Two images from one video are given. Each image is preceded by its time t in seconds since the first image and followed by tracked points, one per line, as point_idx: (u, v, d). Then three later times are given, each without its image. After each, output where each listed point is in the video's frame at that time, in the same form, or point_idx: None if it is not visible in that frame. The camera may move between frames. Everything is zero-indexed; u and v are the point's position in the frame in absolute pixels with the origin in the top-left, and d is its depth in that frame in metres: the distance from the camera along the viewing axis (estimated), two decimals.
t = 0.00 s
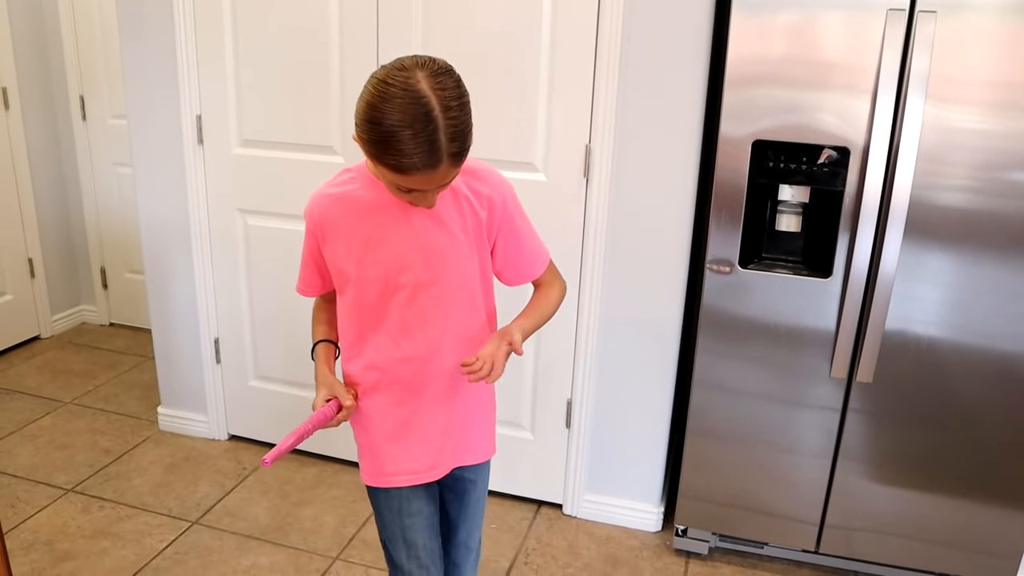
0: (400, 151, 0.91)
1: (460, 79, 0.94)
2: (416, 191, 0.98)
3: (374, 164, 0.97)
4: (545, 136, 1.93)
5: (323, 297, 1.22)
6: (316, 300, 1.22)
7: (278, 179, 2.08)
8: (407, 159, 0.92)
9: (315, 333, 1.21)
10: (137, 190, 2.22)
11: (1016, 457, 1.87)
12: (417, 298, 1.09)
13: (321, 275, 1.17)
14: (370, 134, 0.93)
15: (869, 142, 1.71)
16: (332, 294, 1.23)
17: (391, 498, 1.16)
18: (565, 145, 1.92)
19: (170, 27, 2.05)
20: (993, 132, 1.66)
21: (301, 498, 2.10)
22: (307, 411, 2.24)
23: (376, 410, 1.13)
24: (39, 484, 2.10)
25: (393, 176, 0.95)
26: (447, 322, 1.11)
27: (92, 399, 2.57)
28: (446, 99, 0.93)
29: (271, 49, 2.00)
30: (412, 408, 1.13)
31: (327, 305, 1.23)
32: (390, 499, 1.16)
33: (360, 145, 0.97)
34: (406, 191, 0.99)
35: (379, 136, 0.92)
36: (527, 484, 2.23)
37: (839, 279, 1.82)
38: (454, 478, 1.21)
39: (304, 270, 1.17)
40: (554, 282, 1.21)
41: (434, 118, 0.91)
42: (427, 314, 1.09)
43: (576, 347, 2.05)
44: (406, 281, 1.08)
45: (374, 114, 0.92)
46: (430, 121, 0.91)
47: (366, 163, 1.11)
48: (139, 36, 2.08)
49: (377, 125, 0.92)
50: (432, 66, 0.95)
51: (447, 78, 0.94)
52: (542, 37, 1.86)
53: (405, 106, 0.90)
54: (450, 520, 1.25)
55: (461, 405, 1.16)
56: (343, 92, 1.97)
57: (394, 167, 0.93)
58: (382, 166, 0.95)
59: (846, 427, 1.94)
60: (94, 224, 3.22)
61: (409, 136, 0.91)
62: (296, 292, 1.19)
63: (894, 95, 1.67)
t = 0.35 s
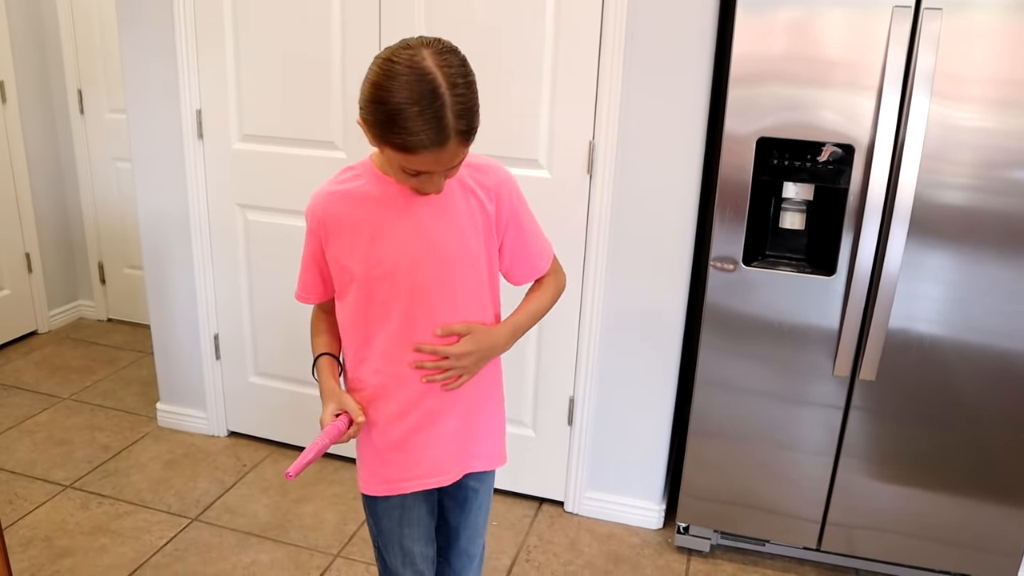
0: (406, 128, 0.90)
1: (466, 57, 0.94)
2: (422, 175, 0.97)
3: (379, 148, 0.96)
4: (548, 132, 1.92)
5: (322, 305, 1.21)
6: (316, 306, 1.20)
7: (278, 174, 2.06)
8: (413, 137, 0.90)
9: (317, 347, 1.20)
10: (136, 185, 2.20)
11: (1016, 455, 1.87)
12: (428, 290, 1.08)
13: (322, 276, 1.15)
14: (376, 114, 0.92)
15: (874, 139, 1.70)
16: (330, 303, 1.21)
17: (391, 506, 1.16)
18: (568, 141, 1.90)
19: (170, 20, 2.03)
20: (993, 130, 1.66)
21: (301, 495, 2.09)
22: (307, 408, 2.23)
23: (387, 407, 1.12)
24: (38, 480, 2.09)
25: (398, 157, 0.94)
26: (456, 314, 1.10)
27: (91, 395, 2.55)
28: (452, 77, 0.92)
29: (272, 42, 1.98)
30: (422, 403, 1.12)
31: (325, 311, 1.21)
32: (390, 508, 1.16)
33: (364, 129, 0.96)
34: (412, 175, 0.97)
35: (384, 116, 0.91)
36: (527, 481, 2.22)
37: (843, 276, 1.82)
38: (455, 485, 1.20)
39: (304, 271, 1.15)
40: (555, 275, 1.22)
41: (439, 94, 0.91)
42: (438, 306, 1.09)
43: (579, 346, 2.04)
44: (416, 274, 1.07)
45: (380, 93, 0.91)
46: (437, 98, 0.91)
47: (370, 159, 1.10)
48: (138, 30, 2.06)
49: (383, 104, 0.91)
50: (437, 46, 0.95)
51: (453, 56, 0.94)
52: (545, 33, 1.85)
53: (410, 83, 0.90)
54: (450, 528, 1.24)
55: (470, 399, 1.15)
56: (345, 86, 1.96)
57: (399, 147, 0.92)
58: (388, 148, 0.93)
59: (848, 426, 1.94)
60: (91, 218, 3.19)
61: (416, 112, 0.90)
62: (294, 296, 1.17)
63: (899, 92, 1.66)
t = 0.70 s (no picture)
0: (440, 83, 0.93)
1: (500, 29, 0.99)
2: (452, 142, 0.97)
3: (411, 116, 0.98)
4: (560, 139, 1.90)
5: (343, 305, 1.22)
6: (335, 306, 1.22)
7: (287, 181, 2.04)
8: (445, 92, 0.93)
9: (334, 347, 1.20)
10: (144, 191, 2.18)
11: None
12: (446, 290, 1.09)
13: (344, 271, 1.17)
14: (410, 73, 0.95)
15: (891, 147, 1.67)
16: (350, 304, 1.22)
17: (392, 523, 1.18)
18: (581, 148, 1.88)
19: (179, 25, 2.01)
20: (1008, 136, 1.63)
21: (308, 505, 2.06)
22: (315, 416, 2.20)
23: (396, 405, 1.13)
24: (43, 489, 2.07)
25: (429, 119, 0.95)
26: (475, 317, 1.10)
27: (97, 402, 2.53)
28: (486, 42, 0.97)
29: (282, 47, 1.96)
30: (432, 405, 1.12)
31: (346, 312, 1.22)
32: (390, 525, 1.18)
33: (397, 97, 0.99)
34: (442, 143, 0.97)
35: (418, 74, 0.94)
36: (537, 492, 2.19)
37: (859, 285, 1.79)
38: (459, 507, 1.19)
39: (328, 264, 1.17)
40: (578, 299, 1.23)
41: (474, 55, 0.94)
42: (454, 307, 1.09)
43: (591, 354, 2.02)
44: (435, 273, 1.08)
45: (416, 54, 0.95)
46: (470, 57, 0.94)
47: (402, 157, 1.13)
48: (147, 36, 2.05)
49: (418, 62, 0.94)
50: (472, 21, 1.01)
51: (487, 28, 0.99)
52: (558, 39, 1.83)
53: (445, 41, 0.94)
54: (453, 551, 1.23)
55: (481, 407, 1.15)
56: (354, 92, 1.94)
57: (431, 103, 0.94)
58: (419, 108, 0.95)
59: (864, 436, 1.91)
60: (98, 224, 3.17)
61: (451, 66, 0.93)
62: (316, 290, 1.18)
63: (917, 98, 1.63)
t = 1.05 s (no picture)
0: (467, 62, 0.98)
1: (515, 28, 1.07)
2: (485, 124, 0.99)
3: (440, 111, 1.01)
4: (567, 161, 1.87)
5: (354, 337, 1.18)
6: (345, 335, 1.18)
7: (289, 203, 2.01)
8: (474, 68, 0.97)
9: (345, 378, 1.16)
10: (145, 214, 2.15)
11: None
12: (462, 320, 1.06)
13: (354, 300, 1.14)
14: (436, 66, 1.00)
15: (909, 168, 1.63)
16: (361, 334, 1.19)
17: (400, 560, 1.14)
18: (588, 170, 1.85)
19: (182, 48, 1.99)
20: None
21: (310, 534, 2.02)
22: (316, 441, 2.16)
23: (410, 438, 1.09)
24: (40, 517, 2.02)
25: (460, 103, 0.98)
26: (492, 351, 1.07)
27: (96, 427, 2.49)
28: (505, 34, 1.03)
29: (286, 69, 1.93)
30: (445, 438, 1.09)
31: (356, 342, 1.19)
32: (398, 561, 1.15)
33: (422, 99, 1.03)
34: (474, 127, 0.99)
35: (444, 62, 0.99)
36: (544, 519, 2.14)
37: (875, 310, 1.74)
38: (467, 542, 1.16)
39: (338, 293, 1.14)
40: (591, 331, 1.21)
41: (494, 39, 1.00)
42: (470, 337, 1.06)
43: (599, 378, 1.97)
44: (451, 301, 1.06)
45: (439, 48, 1.01)
46: (492, 41, 1.00)
47: (416, 181, 1.10)
48: (149, 59, 2.03)
49: (443, 53, 1.00)
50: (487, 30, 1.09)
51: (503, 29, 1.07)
52: (565, 60, 1.80)
53: (465, 32, 1.01)
54: None
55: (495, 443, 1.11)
56: (358, 115, 1.91)
57: (461, 83, 0.98)
58: (449, 95, 0.99)
59: (880, 462, 1.85)
60: (100, 247, 3.15)
61: (476, 49, 0.98)
62: (325, 320, 1.15)
63: (935, 120, 1.58)
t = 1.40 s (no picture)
0: (478, 73, 0.96)
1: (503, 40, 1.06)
2: (506, 136, 0.96)
3: (454, 128, 0.97)
4: (568, 171, 1.82)
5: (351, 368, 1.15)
6: (344, 368, 1.15)
7: (282, 214, 1.97)
8: (488, 78, 0.95)
9: (349, 415, 1.13)
10: (135, 225, 2.11)
11: None
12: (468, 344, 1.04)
13: (350, 327, 1.11)
14: (442, 83, 0.97)
15: (920, 177, 1.56)
16: (359, 365, 1.15)
17: None
18: (589, 180, 1.80)
19: (172, 56, 1.95)
20: None
21: (304, 551, 1.96)
22: (311, 456, 2.11)
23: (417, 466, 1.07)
24: (27, 534, 1.97)
25: (479, 116, 0.95)
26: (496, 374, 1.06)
27: (87, 441, 2.44)
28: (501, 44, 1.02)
29: (278, 77, 1.89)
30: (453, 465, 1.06)
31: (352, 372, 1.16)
32: None
33: (430, 120, 0.99)
34: (496, 139, 0.96)
35: (452, 77, 0.96)
36: (545, 537, 2.08)
37: (886, 323, 1.69)
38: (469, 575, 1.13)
39: (333, 319, 1.11)
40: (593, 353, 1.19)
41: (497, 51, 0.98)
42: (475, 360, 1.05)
43: (601, 393, 1.92)
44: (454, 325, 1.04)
45: (441, 65, 0.98)
46: (495, 50, 0.98)
47: (414, 201, 1.08)
48: (139, 67, 1.99)
49: (447, 69, 0.97)
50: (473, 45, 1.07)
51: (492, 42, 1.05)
52: (565, 68, 1.75)
53: (464, 45, 0.99)
54: None
55: (504, 467, 1.09)
56: (353, 124, 1.86)
57: (476, 96, 0.95)
58: (464, 109, 0.96)
59: (891, 476, 1.79)
60: (92, 262, 3.12)
61: (485, 61, 0.96)
62: (320, 348, 1.12)
63: (947, 129, 1.52)
